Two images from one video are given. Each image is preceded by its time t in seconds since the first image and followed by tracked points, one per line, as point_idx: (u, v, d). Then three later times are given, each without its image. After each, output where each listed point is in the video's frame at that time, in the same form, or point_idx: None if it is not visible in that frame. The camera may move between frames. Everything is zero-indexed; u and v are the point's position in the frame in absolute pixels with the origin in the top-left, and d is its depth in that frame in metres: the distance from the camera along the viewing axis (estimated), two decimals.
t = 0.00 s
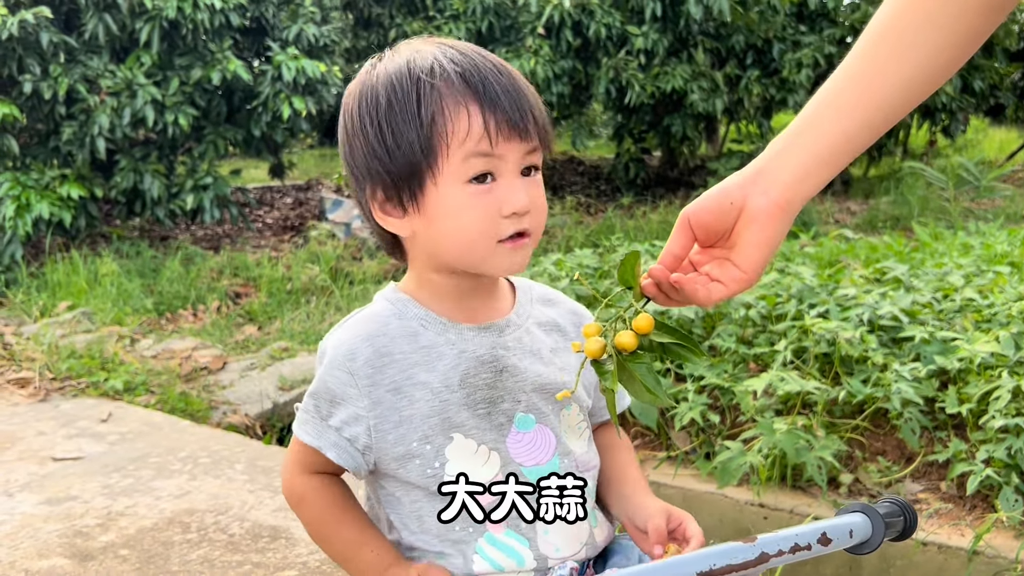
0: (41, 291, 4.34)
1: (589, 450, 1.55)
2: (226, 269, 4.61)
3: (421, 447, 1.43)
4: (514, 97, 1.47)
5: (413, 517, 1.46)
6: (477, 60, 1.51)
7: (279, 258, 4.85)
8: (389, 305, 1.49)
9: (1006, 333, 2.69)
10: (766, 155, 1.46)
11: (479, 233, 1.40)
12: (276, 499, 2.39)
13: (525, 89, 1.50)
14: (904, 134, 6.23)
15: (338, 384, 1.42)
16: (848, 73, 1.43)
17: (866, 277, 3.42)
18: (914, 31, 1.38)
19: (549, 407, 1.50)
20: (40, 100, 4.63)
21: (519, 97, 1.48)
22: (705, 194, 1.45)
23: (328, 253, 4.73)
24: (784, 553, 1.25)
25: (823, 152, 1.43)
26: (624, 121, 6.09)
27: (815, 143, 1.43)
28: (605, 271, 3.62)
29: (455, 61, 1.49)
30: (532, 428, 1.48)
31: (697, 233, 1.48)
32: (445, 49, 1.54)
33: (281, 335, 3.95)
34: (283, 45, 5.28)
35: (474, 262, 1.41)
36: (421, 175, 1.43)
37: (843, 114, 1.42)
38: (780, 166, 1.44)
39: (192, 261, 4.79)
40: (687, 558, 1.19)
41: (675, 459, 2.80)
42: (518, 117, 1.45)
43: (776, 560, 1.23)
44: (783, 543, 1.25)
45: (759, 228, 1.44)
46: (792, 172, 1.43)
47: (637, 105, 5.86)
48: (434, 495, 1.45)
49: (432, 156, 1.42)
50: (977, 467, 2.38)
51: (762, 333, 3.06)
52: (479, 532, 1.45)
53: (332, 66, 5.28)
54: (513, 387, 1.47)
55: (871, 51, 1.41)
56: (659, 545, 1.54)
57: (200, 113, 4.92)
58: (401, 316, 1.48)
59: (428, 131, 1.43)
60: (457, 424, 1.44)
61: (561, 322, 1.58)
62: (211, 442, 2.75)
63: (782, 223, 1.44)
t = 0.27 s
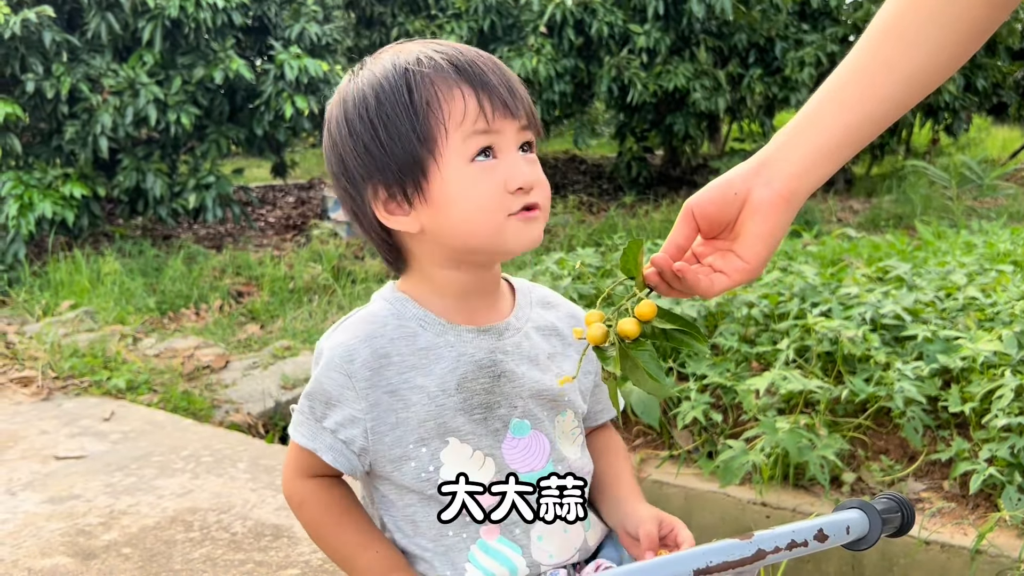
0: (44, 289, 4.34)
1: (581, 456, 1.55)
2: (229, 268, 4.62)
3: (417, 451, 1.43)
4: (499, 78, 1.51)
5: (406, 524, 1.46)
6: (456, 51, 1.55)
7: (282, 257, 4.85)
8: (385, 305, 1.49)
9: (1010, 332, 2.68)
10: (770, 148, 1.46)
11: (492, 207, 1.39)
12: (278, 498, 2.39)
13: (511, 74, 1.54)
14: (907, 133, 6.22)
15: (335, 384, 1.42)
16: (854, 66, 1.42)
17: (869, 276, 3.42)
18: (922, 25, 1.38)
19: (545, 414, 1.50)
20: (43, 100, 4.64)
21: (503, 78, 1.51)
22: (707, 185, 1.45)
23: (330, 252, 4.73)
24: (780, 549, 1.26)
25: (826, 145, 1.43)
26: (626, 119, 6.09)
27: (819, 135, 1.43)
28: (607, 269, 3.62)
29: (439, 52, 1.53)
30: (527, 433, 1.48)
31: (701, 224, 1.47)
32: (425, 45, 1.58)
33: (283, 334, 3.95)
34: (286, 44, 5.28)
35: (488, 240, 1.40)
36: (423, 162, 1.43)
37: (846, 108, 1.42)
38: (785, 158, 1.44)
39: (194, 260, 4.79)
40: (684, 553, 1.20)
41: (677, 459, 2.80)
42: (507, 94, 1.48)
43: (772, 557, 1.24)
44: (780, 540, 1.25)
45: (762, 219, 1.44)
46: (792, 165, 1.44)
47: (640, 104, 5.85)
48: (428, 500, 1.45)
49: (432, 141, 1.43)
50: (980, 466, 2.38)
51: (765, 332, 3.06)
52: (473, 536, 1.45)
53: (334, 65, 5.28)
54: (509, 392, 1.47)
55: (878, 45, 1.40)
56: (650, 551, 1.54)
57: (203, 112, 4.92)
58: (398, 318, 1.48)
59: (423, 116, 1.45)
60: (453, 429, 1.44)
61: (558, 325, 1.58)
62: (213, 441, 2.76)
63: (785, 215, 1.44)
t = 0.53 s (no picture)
0: (46, 289, 4.35)
1: (594, 458, 1.56)
2: (230, 268, 4.62)
3: (435, 452, 1.44)
4: (477, 60, 1.52)
5: (415, 531, 1.48)
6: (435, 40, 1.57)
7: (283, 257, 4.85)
8: (399, 302, 1.49)
9: (1012, 332, 2.68)
10: (772, 142, 1.46)
11: (476, 194, 1.40)
12: (280, 498, 2.39)
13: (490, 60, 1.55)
14: (909, 133, 6.21)
15: (354, 387, 1.43)
16: (857, 61, 1.42)
17: (870, 275, 3.42)
18: (926, 19, 1.37)
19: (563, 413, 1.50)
20: (45, 100, 4.64)
21: (482, 60, 1.52)
22: (710, 180, 1.45)
23: (332, 252, 4.73)
24: (783, 549, 1.26)
25: (829, 139, 1.43)
26: (628, 119, 6.08)
27: (820, 130, 1.43)
28: (609, 269, 3.62)
29: (416, 46, 1.54)
30: (543, 433, 1.48)
31: (703, 218, 1.47)
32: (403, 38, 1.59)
33: (285, 334, 3.95)
34: (287, 44, 5.28)
35: (477, 226, 1.40)
36: (407, 155, 1.44)
37: (847, 102, 1.42)
38: (787, 152, 1.44)
39: (196, 260, 4.80)
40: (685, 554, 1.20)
41: (679, 459, 2.80)
42: (486, 77, 1.49)
43: (774, 556, 1.24)
44: (782, 540, 1.25)
45: (765, 213, 1.44)
46: (795, 160, 1.44)
47: (641, 104, 5.85)
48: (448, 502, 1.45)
49: (414, 134, 1.44)
50: (982, 466, 2.37)
51: (766, 332, 3.06)
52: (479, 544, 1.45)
53: (336, 65, 5.28)
54: (525, 389, 1.47)
55: (881, 40, 1.40)
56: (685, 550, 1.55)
57: (204, 112, 4.93)
58: (413, 315, 1.48)
59: (404, 106, 1.46)
60: (471, 428, 1.44)
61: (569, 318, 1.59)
62: (216, 441, 2.76)
63: (788, 209, 1.44)
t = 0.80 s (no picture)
0: (47, 290, 4.36)
1: (593, 452, 1.54)
2: (232, 268, 4.62)
3: (426, 450, 1.44)
4: (467, 63, 1.52)
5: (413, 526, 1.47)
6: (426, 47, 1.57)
7: (285, 258, 4.85)
8: (392, 304, 1.50)
9: (1013, 332, 2.67)
10: (774, 140, 1.47)
11: (463, 198, 1.39)
12: (281, 498, 2.39)
13: (481, 63, 1.54)
14: (911, 133, 6.21)
15: (343, 387, 1.44)
16: (858, 59, 1.42)
17: (872, 275, 3.42)
18: (927, 17, 1.37)
19: (555, 409, 1.50)
20: (47, 101, 4.65)
21: (472, 64, 1.52)
22: (712, 178, 1.46)
23: (333, 252, 4.73)
24: (785, 550, 1.25)
25: (830, 137, 1.43)
26: (629, 120, 6.09)
27: (822, 128, 1.43)
28: (610, 269, 3.62)
29: (406, 53, 1.55)
30: (535, 430, 1.48)
31: (704, 215, 1.48)
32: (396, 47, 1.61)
33: (286, 334, 3.95)
34: (289, 44, 5.28)
35: (466, 229, 1.40)
36: (396, 160, 1.45)
37: (850, 100, 1.42)
38: (788, 150, 1.44)
39: (198, 261, 4.80)
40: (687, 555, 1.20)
41: (680, 459, 2.80)
42: (475, 79, 1.49)
43: (776, 557, 1.24)
44: (783, 540, 1.25)
45: (766, 210, 1.44)
46: (796, 158, 1.44)
47: (642, 104, 5.85)
48: (440, 500, 1.45)
49: (403, 140, 1.45)
50: (983, 466, 2.37)
51: (767, 332, 3.06)
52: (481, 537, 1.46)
53: (338, 66, 5.28)
54: (516, 387, 1.47)
55: (883, 39, 1.40)
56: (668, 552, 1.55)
57: (206, 113, 4.93)
58: (405, 316, 1.49)
59: (392, 113, 1.47)
60: (461, 427, 1.45)
61: (565, 315, 1.58)
62: (217, 441, 2.76)
63: (789, 207, 1.44)
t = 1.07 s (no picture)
0: (49, 292, 4.36)
1: (593, 450, 1.54)
2: (233, 270, 4.63)
3: (426, 454, 1.44)
4: (457, 64, 1.52)
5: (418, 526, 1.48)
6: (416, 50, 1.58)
7: (287, 259, 4.86)
8: (391, 307, 1.51)
9: (1014, 333, 2.67)
10: (774, 141, 1.47)
11: (455, 200, 1.39)
12: (283, 499, 2.39)
13: (472, 64, 1.54)
14: (911, 134, 6.21)
15: (341, 391, 1.45)
16: (859, 60, 1.42)
17: (873, 277, 3.42)
18: (928, 17, 1.38)
19: (553, 407, 1.50)
20: (48, 103, 4.65)
21: (462, 65, 1.53)
22: (712, 179, 1.45)
23: (334, 254, 4.73)
24: (787, 550, 1.26)
25: (831, 139, 1.43)
26: (630, 121, 6.09)
27: (822, 129, 1.43)
28: (611, 271, 3.62)
29: (397, 57, 1.55)
30: (536, 429, 1.48)
31: (704, 217, 1.48)
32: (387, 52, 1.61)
33: (287, 336, 3.95)
34: (290, 46, 5.28)
35: (459, 232, 1.40)
36: (388, 165, 1.45)
37: (850, 101, 1.42)
38: (788, 151, 1.44)
39: (199, 262, 4.81)
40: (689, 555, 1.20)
41: (681, 460, 2.80)
42: (465, 81, 1.49)
43: (778, 557, 1.24)
44: (784, 540, 1.26)
45: (766, 212, 1.44)
46: (797, 159, 1.44)
47: (643, 106, 5.84)
48: (441, 502, 1.46)
49: (394, 145, 1.45)
50: (985, 467, 2.37)
51: (768, 334, 3.06)
52: (485, 535, 1.45)
53: (339, 67, 5.27)
54: (515, 389, 1.48)
55: (882, 39, 1.40)
56: (660, 535, 1.53)
57: (207, 114, 4.93)
58: (403, 319, 1.49)
59: (383, 118, 1.47)
60: (461, 430, 1.45)
61: (564, 314, 1.58)
62: (219, 442, 2.76)
63: (790, 208, 1.44)
